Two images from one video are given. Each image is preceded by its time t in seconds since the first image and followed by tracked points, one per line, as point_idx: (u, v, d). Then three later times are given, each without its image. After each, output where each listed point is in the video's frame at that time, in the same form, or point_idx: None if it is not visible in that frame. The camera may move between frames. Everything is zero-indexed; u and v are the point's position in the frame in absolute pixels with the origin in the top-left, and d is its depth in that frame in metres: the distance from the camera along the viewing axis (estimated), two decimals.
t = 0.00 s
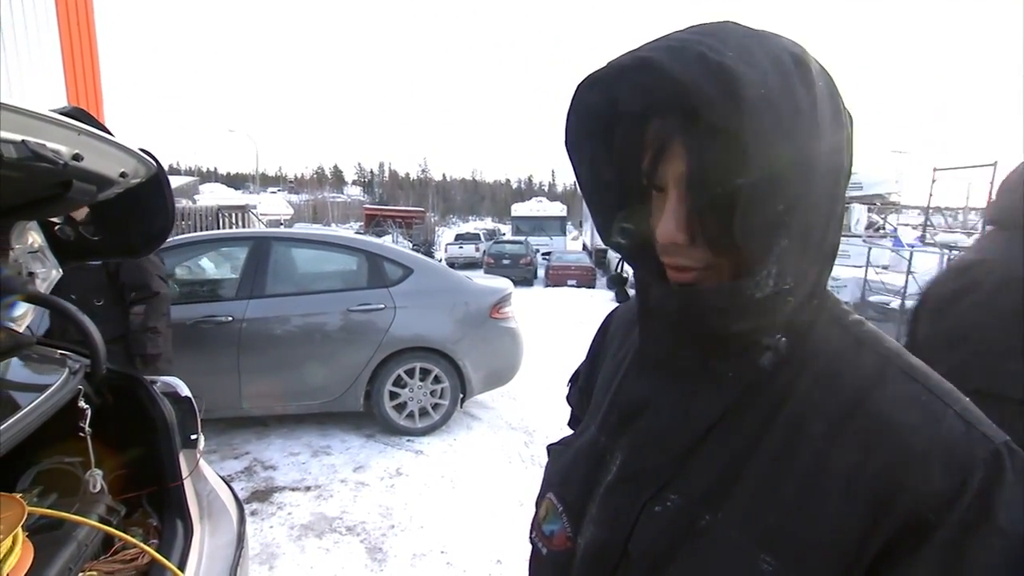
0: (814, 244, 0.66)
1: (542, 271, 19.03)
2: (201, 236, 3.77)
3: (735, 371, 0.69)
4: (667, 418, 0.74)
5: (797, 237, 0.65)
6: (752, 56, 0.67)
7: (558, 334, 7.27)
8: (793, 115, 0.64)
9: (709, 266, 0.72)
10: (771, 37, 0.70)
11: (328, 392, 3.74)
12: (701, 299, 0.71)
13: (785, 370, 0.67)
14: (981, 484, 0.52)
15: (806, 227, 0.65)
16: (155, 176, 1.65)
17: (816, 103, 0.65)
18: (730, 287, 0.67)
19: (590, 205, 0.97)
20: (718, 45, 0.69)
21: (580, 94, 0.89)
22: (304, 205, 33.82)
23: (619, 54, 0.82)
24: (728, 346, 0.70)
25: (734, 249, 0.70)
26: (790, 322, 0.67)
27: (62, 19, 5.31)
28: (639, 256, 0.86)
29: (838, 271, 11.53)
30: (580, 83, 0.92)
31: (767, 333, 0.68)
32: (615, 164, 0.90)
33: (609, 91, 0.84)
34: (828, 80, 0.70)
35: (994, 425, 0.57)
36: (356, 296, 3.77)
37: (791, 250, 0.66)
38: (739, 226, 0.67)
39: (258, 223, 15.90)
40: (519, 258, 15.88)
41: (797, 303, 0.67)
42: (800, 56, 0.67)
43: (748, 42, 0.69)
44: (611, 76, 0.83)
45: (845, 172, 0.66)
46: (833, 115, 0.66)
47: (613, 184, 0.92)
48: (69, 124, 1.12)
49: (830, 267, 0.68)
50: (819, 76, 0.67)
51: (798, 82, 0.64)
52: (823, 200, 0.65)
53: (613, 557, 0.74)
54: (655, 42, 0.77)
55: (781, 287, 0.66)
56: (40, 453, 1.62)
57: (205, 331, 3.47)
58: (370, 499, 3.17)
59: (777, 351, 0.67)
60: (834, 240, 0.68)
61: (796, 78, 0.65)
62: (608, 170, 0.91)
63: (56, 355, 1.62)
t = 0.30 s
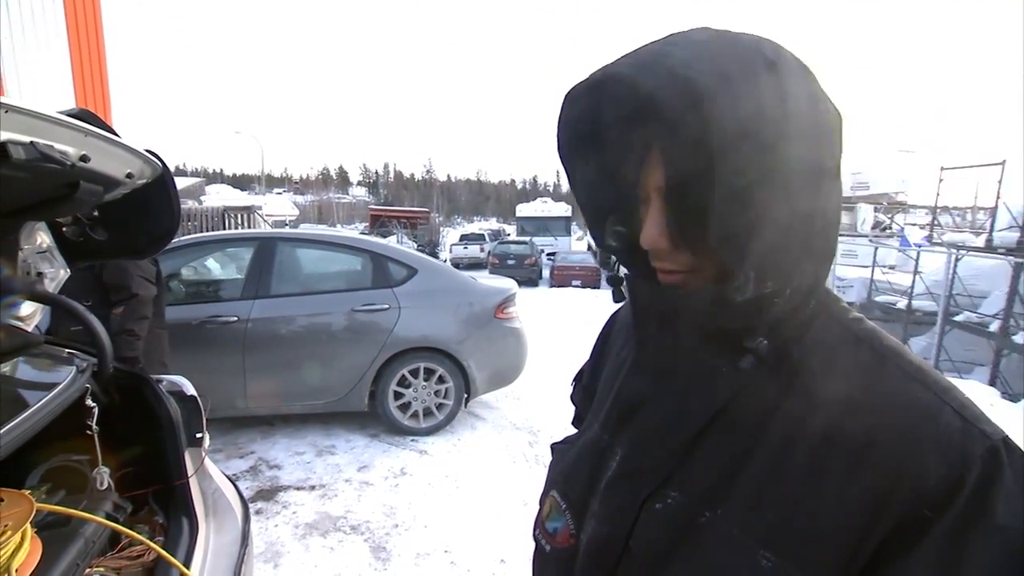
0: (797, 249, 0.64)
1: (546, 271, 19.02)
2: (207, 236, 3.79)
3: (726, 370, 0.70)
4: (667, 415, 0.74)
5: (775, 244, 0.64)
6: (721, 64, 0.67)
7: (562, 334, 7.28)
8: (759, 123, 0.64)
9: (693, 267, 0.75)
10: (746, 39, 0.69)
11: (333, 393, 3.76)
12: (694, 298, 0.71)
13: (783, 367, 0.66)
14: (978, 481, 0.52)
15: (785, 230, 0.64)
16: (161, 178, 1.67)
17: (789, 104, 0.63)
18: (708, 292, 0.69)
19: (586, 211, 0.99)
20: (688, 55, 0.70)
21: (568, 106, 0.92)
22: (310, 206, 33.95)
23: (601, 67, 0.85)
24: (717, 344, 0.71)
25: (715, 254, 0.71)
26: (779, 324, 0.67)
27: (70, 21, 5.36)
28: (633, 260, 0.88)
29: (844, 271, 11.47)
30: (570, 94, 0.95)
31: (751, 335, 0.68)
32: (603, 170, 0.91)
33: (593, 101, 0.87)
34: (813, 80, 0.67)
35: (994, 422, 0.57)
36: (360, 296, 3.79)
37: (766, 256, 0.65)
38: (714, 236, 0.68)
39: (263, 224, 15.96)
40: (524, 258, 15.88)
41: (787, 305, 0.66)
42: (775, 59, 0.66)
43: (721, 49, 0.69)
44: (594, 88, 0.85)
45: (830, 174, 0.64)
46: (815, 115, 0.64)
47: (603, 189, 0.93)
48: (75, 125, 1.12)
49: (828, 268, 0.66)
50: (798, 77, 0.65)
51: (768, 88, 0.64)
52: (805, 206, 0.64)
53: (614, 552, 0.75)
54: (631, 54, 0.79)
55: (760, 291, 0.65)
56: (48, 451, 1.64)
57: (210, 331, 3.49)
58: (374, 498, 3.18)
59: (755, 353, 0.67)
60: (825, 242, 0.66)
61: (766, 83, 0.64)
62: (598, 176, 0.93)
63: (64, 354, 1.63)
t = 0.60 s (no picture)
0: (761, 257, 0.62)
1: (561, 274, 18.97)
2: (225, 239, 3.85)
3: (706, 378, 0.68)
4: (657, 421, 0.74)
5: (735, 251, 0.62)
6: (671, 76, 0.67)
7: (576, 338, 7.26)
8: (712, 128, 0.62)
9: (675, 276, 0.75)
10: (705, 48, 0.69)
11: (346, 395, 3.79)
12: (675, 306, 0.71)
13: (773, 374, 0.65)
14: (963, 502, 0.49)
15: (744, 236, 0.61)
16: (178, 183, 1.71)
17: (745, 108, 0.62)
18: (680, 301, 0.69)
19: (575, 222, 1.00)
20: (642, 70, 0.71)
21: (549, 125, 0.95)
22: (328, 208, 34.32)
23: (573, 84, 0.87)
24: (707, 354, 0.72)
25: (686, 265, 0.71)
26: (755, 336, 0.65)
27: (98, 28, 5.50)
28: (620, 269, 0.90)
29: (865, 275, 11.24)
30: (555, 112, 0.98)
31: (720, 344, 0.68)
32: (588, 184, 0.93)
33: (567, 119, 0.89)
34: (775, 84, 0.65)
35: (990, 439, 0.53)
36: (374, 299, 3.82)
37: (728, 263, 0.62)
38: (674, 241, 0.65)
39: (281, 226, 16.18)
40: (539, 261, 15.87)
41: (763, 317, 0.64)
42: (729, 66, 0.65)
43: (675, 60, 0.69)
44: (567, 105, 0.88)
45: (795, 177, 0.61)
46: (772, 119, 0.62)
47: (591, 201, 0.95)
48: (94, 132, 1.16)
49: (815, 277, 0.64)
50: (753, 82, 0.64)
51: (720, 95, 0.63)
52: (767, 213, 0.61)
53: (603, 555, 0.75)
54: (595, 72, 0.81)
55: (730, 299, 0.63)
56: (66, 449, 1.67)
57: (227, 332, 3.55)
58: (385, 500, 3.20)
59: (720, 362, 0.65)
60: (796, 247, 0.62)
61: (719, 90, 0.63)
62: (585, 187, 0.95)
63: (84, 354, 1.67)
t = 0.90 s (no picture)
0: (729, 258, 0.62)
1: (571, 273, 18.92)
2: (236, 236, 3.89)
3: (676, 380, 0.69)
4: (638, 421, 0.74)
5: (699, 253, 0.64)
6: (637, 78, 0.68)
7: (585, 337, 7.24)
8: (677, 129, 0.63)
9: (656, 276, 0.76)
10: (675, 48, 0.69)
11: (353, 392, 3.82)
12: (653, 305, 0.72)
13: (751, 377, 0.65)
14: (934, 516, 0.49)
15: (712, 236, 0.62)
16: (186, 183, 1.74)
17: (711, 108, 0.62)
18: (652, 301, 0.72)
19: (564, 222, 1.02)
20: (609, 72, 0.72)
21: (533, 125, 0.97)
22: (340, 207, 34.62)
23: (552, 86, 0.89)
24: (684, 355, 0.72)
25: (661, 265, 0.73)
26: (730, 339, 0.65)
27: (115, 29, 5.61)
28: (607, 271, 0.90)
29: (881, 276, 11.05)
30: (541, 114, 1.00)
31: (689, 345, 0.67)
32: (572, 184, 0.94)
33: (548, 119, 0.90)
34: (750, 80, 0.65)
35: (976, 454, 0.53)
36: (382, 297, 3.85)
37: (693, 265, 0.64)
38: (642, 244, 0.68)
39: (294, 225, 16.34)
40: (550, 259, 15.83)
41: (737, 320, 0.64)
42: (698, 65, 0.66)
43: (644, 61, 0.70)
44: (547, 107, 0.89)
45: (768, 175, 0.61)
46: (742, 118, 0.62)
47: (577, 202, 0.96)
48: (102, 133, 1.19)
49: (799, 277, 0.63)
50: (722, 81, 0.64)
51: (684, 96, 0.64)
52: (736, 214, 0.61)
53: (584, 552, 0.76)
54: (570, 74, 0.83)
55: (698, 300, 0.65)
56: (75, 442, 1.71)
57: (237, 329, 3.59)
58: (391, 497, 3.22)
59: (688, 364, 0.66)
60: (772, 249, 0.62)
61: (685, 91, 0.64)
62: (571, 187, 0.96)
63: (93, 349, 1.69)
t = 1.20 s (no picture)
0: (708, 258, 0.63)
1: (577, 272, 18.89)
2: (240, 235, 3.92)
3: (657, 380, 0.69)
4: (622, 420, 0.74)
5: (675, 253, 0.64)
6: (616, 78, 0.68)
7: (589, 336, 7.23)
8: (655, 130, 0.64)
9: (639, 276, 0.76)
10: (656, 48, 0.69)
11: (357, 390, 3.84)
12: (633, 304, 0.72)
13: (732, 378, 0.66)
14: (908, 519, 0.49)
15: (689, 236, 0.63)
16: (189, 183, 1.75)
17: (688, 108, 0.62)
18: (631, 300, 0.71)
19: (551, 221, 1.02)
20: (588, 71, 0.72)
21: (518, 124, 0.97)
22: (346, 206, 34.69)
23: (536, 84, 0.89)
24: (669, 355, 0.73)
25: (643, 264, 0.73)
26: (712, 339, 0.65)
27: (122, 30, 5.64)
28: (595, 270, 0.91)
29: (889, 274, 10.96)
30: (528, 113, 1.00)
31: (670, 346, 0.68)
32: (557, 182, 0.94)
33: (532, 118, 0.90)
34: (730, 78, 0.65)
35: (955, 457, 0.53)
36: (385, 296, 3.86)
37: (672, 266, 0.64)
38: (621, 245, 0.68)
39: (300, 224, 16.41)
40: (555, 258, 15.81)
41: (718, 321, 0.64)
42: (677, 65, 0.66)
43: (624, 60, 0.70)
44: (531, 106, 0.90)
45: (747, 176, 0.61)
46: (720, 117, 0.62)
47: (563, 201, 0.96)
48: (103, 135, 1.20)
49: (782, 277, 0.63)
50: (700, 81, 0.64)
51: (661, 96, 0.64)
52: (715, 215, 0.62)
53: (570, 549, 0.77)
54: (552, 73, 0.83)
55: (678, 301, 0.66)
56: (78, 439, 1.73)
57: (241, 328, 3.62)
58: (393, 495, 3.24)
59: (669, 365, 0.66)
60: (753, 248, 0.62)
61: (662, 91, 0.64)
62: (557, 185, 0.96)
63: (98, 348, 1.71)
